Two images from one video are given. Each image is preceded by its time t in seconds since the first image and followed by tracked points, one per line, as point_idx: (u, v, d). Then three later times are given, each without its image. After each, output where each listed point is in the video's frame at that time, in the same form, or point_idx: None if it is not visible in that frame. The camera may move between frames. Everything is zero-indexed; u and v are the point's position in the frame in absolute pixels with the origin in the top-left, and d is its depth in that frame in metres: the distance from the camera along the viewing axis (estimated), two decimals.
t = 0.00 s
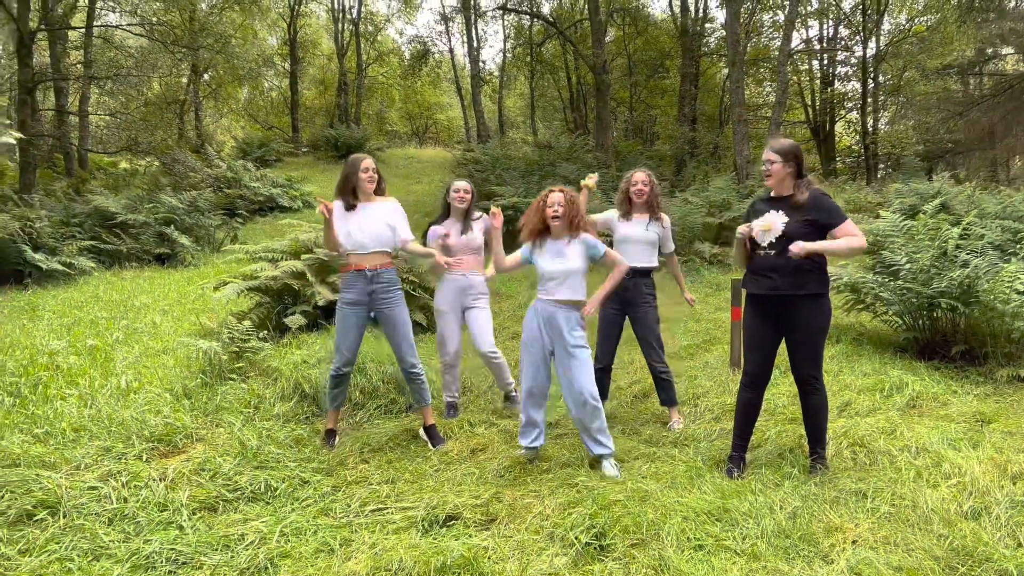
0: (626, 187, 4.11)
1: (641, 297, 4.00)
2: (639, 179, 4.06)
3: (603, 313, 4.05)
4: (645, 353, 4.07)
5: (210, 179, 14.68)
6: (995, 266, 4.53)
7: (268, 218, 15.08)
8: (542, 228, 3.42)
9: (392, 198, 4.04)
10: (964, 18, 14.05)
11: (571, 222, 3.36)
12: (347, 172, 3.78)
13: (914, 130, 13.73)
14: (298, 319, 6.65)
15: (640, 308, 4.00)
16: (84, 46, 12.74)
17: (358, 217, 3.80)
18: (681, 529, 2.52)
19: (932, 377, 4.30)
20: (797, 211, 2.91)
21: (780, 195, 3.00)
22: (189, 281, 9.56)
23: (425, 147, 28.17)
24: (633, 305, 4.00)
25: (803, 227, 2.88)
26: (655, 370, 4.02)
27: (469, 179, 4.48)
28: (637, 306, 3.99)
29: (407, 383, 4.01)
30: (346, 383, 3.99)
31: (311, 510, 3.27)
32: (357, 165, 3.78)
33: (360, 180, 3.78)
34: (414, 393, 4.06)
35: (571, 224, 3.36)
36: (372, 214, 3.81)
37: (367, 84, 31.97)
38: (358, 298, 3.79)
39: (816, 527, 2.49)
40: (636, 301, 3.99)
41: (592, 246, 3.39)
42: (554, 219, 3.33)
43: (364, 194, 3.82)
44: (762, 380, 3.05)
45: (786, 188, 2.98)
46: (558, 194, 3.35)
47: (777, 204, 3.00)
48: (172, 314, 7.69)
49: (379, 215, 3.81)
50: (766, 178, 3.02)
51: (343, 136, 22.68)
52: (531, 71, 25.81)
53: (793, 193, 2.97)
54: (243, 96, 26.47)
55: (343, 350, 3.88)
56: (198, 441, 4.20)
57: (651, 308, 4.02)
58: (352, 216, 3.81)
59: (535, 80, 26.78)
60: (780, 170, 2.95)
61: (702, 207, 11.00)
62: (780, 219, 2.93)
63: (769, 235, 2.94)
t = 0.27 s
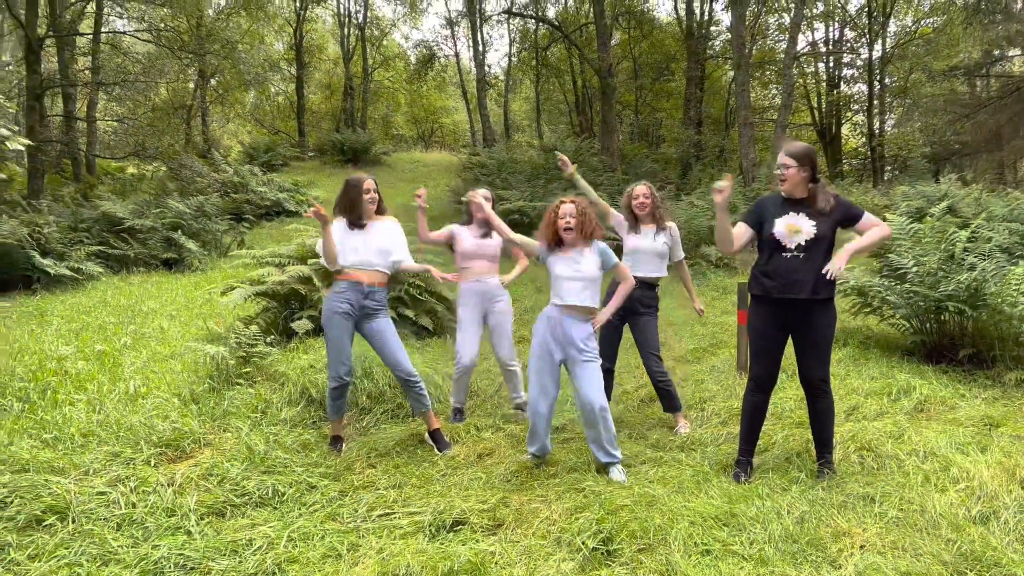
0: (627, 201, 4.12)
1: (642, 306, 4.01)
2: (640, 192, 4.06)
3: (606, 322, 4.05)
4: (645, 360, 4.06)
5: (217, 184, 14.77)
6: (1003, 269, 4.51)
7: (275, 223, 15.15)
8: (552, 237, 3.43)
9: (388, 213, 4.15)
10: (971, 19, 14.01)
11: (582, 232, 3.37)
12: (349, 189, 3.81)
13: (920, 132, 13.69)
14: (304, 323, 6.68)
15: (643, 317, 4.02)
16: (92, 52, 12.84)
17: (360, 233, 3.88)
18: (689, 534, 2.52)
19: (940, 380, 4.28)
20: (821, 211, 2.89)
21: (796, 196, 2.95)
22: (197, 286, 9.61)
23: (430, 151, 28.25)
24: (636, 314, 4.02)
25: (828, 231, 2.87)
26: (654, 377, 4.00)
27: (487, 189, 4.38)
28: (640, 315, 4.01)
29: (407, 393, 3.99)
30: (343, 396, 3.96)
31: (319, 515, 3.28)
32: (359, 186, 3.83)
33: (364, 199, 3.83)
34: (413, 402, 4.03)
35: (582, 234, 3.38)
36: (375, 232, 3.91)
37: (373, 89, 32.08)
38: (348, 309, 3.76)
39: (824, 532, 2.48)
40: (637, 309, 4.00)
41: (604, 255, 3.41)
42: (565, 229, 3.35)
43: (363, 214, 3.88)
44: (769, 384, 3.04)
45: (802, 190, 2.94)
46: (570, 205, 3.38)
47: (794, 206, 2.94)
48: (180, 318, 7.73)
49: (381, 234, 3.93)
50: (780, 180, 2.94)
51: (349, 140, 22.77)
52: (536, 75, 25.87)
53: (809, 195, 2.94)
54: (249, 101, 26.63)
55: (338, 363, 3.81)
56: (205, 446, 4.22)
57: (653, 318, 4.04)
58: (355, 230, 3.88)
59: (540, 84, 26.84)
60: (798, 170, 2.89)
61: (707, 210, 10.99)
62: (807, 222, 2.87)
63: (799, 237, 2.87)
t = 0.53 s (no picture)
0: (642, 195, 4.11)
1: (665, 306, 4.02)
2: (656, 188, 4.05)
3: (631, 323, 4.07)
4: (670, 362, 4.07)
5: (224, 189, 14.85)
6: (1011, 272, 4.50)
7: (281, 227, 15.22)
8: (566, 234, 3.45)
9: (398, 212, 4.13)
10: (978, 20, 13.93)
11: (595, 230, 3.40)
12: (361, 183, 3.85)
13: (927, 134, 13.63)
14: (311, 328, 6.71)
15: (667, 316, 4.02)
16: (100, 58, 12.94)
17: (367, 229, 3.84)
18: (696, 539, 2.52)
19: (948, 384, 4.26)
20: (831, 215, 2.90)
21: (804, 200, 2.95)
22: (204, 291, 9.67)
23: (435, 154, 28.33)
24: (660, 312, 4.02)
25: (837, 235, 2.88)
26: (677, 379, 4.02)
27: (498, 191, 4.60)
28: (665, 314, 4.01)
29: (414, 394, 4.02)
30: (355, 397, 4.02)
31: (326, 520, 3.29)
32: (371, 181, 3.86)
33: (373, 192, 3.85)
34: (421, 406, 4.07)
35: (594, 232, 3.40)
36: (382, 226, 3.86)
37: (378, 93, 32.21)
38: (363, 310, 3.79)
39: (831, 537, 2.48)
40: (661, 310, 4.02)
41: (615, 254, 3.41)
42: (583, 226, 3.38)
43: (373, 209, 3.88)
44: (776, 389, 3.04)
45: (812, 194, 2.94)
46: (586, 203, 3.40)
47: (802, 210, 2.94)
48: (187, 323, 7.78)
49: (388, 228, 3.88)
50: (791, 183, 2.93)
51: (355, 144, 22.86)
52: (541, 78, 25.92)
53: (818, 200, 2.94)
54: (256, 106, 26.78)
55: (349, 363, 3.87)
56: (213, 451, 4.24)
57: (678, 316, 4.04)
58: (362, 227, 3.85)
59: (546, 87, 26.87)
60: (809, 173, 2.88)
61: (713, 213, 10.98)
62: (818, 226, 2.88)
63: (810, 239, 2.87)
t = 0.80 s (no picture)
0: (645, 205, 4.14)
1: (662, 314, 4.01)
2: (660, 198, 4.08)
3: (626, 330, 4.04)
4: (665, 369, 4.06)
5: (231, 194, 14.93)
6: (1020, 276, 4.47)
7: (288, 231, 15.29)
8: (572, 248, 3.44)
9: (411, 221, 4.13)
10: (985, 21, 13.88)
11: (602, 244, 3.41)
12: (377, 196, 3.79)
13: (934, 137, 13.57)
14: (318, 333, 6.73)
15: (664, 323, 4.02)
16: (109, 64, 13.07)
17: (383, 241, 3.86)
18: (705, 545, 2.52)
19: (958, 390, 4.24)
20: (829, 229, 2.92)
21: (808, 214, 2.96)
22: (212, 295, 9.72)
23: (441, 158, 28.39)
24: (658, 321, 4.02)
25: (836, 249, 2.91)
26: (673, 386, 4.00)
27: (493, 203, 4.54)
28: (661, 322, 4.01)
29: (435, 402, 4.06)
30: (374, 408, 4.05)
31: (335, 526, 3.30)
32: (386, 193, 3.82)
33: (390, 204, 3.82)
34: (439, 410, 4.11)
35: (601, 246, 3.41)
36: (398, 239, 3.88)
37: (385, 97, 32.32)
38: (397, 322, 3.88)
39: (840, 543, 2.48)
40: (659, 318, 4.01)
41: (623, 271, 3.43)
42: (589, 241, 3.37)
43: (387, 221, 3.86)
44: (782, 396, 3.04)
45: (818, 208, 2.94)
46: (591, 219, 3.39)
47: (806, 223, 2.95)
48: (195, 328, 7.82)
49: (402, 240, 3.89)
50: (798, 196, 2.94)
51: (362, 149, 22.95)
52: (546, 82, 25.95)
53: (823, 213, 2.95)
54: (263, 110, 26.92)
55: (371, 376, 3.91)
56: (221, 457, 4.26)
57: (673, 324, 4.04)
58: (379, 239, 3.86)
59: (551, 91, 26.89)
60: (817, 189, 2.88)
61: (720, 216, 10.97)
62: (818, 241, 2.90)
63: (808, 256, 2.90)
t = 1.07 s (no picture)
0: (651, 205, 4.12)
1: (678, 315, 4.02)
2: (665, 198, 4.06)
3: (642, 335, 4.08)
4: (683, 371, 4.07)
5: (238, 198, 15.02)
6: None
7: (295, 236, 15.36)
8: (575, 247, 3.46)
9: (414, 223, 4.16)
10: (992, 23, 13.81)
11: (603, 242, 3.41)
12: (384, 196, 3.81)
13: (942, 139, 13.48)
14: (325, 338, 6.75)
15: (682, 325, 4.02)
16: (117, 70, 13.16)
17: (387, 239, 3.87)
18: (713, 553, 2.52)
19: (967, 395, 4.22)
20: (839, 222, 2.89)
21: (814, 210, 2.95)
22: (219, 300, 9.77)
23: (447, 162, 28.45)
24: (675, 322, 4.03)
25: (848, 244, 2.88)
26: (692, 389, 4.02)
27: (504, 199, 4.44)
28: (677, 323, 4.02)
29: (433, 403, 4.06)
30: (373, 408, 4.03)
31: (342, 532, 3.32)
32: (392, 192, 3.84)
33: (395, 202, 3.84)
34: (440, 413, 4.10)
35: (602, 244, 3.41)
36: (402, 238, 3.89)
37: (391, 101, 32.43)
38: (387, 322, 3.85)
39: (847, 550, 2.47)
40: (674, 320, 4.02)
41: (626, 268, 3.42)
42: (590, 235, 3.38)
43: (394, 222, 3.88)
44: (791, 401, 3.04)
45: (822, 203, 2.94)
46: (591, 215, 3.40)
47: (813, 220, 2.94)
48: (203, 333, 7.87)
49: (407, 240, 3.91)
50: (802, 193, 2.94)
51: (368, 153, 23.03)
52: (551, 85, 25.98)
53: (829, 208, 2.94)
54: (270, 115, 27.06)
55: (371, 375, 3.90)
56: (228, 462, 4.28)
57: (690, 325, 4.04)
58: (382, 237, 3.87)
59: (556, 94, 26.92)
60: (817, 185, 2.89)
61: (726, 219, 10.94)
62: (828, 236, 2.88)
63: (822, 251, 2.87)
